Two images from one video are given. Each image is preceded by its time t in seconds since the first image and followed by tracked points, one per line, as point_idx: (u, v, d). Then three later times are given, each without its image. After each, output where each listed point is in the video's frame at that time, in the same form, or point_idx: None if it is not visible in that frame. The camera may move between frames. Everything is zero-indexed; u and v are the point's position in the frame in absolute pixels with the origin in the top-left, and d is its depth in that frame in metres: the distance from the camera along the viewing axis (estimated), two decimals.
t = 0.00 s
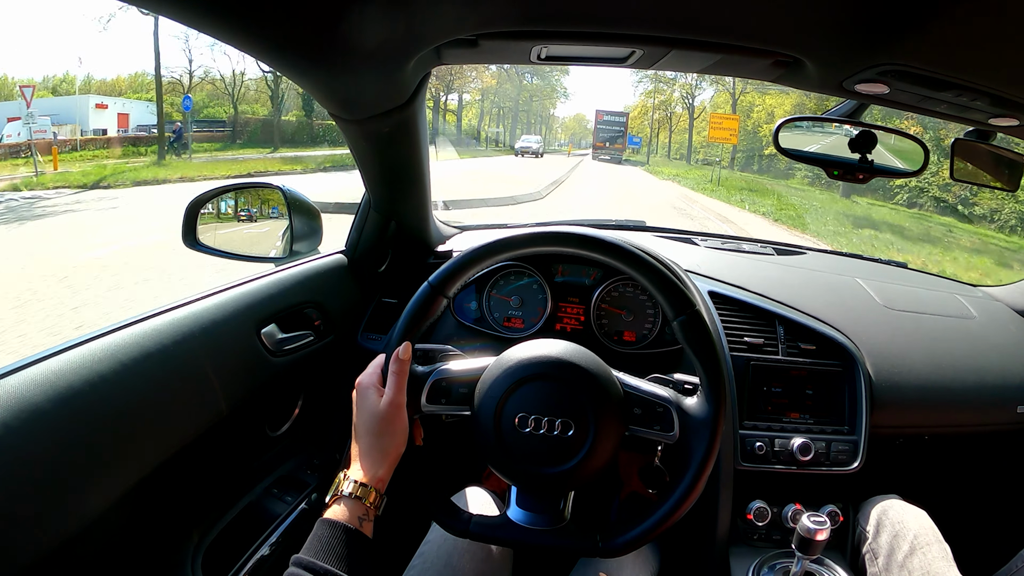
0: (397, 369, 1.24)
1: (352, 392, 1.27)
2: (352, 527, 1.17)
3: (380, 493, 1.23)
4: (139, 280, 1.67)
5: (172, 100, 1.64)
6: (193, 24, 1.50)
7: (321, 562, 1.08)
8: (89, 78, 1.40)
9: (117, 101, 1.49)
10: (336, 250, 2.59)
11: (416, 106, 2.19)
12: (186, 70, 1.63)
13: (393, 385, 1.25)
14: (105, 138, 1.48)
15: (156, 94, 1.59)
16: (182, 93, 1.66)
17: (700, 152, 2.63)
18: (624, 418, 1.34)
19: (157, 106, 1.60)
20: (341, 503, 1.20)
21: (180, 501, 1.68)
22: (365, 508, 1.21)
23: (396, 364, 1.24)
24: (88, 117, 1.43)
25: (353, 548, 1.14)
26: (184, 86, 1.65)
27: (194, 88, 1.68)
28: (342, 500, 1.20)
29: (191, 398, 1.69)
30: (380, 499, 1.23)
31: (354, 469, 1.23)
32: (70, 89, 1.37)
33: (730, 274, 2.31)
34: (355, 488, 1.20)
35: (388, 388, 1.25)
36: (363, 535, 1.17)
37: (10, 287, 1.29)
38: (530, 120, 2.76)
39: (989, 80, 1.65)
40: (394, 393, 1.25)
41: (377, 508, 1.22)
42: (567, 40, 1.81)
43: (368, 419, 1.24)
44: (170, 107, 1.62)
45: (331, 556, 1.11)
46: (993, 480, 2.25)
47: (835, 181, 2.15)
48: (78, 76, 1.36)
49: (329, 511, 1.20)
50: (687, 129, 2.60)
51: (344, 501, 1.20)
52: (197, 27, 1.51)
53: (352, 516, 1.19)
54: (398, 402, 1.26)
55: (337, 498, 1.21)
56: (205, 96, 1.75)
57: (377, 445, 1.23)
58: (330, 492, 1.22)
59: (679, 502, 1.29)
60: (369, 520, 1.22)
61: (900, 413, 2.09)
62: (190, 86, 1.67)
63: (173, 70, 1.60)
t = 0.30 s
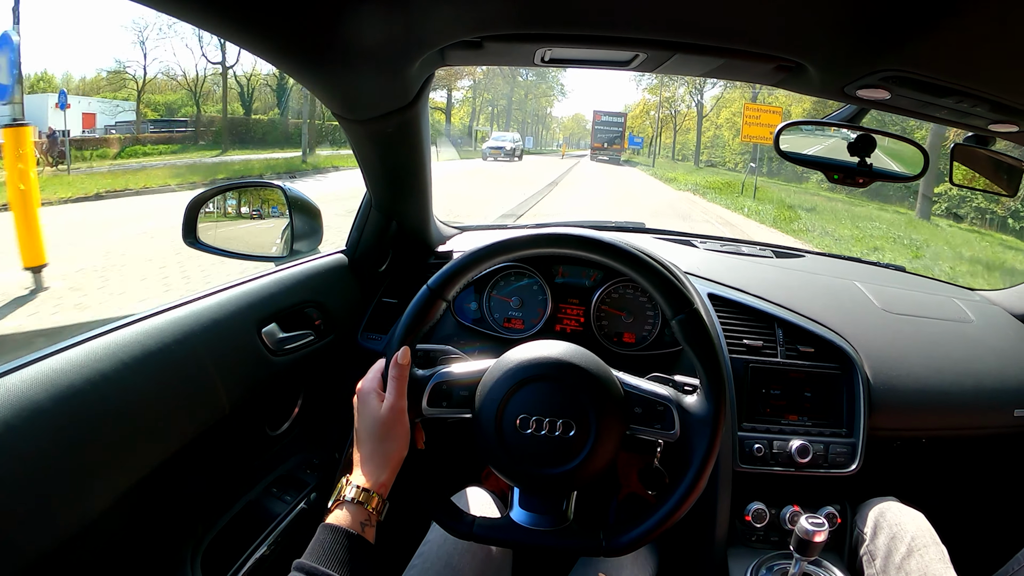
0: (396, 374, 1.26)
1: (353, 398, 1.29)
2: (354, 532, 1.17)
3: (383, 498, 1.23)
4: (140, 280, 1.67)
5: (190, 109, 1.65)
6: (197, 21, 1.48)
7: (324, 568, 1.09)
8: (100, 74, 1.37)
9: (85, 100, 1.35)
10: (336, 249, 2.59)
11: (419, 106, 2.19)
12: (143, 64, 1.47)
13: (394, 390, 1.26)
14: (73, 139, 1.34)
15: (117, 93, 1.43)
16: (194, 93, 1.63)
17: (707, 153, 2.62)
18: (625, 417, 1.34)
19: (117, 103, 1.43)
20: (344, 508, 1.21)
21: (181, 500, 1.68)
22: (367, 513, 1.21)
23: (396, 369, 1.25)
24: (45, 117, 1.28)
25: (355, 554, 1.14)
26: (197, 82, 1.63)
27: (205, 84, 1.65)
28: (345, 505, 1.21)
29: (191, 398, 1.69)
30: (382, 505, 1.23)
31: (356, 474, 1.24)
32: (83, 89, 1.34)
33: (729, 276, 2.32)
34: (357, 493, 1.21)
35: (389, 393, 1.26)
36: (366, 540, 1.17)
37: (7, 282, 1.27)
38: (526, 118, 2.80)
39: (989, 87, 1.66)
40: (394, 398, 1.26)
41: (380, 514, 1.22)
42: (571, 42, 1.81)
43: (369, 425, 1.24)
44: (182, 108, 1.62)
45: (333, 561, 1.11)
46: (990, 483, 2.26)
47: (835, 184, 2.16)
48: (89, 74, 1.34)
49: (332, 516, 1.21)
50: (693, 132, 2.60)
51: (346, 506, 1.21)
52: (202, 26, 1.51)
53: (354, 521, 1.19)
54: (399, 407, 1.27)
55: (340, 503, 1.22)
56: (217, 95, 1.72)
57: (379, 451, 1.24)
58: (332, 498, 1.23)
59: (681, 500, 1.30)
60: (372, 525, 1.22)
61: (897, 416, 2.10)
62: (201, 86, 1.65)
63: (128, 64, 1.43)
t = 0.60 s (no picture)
0: (388, 373, 1.26)
1: (347, 397, 1.29)
2: (347, 529, 1.17)
3: (375, 496, 1.23)
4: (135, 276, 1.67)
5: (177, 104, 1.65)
6: (189, 20, 1.49)
7: (316, 564, 1.10)
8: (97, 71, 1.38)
9: (36, 98, 1.26)
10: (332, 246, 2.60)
11: (413, 104, 2.19)
12: (87, 58, 1.35)
13: (386, 388, 1.26)
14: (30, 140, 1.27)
15: (55, 91, 1.31)
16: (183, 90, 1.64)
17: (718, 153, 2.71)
18: (617, 415, 1.35)
19: (54, 99, 1.30)
20: (336, 505, 1.21)
21: (175, 496, 1.68)
22: (360, 511, 1.21)
23: (387, 367, 1.25)
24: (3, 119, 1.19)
25: (346, 552, 1.15)
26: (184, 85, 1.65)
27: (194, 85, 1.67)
28: (338, 503, 1.21)
29: (185, 394, 1.70)
30: (375, 502, 1.23)
31: (349, 472, 1.24)
32: (76, 86, 1.35)
33: (723, 275, 2.32)
34: (350, 490, 1.21)
35: (381, 391, 1.26)
36: (359, 537, 1.18)
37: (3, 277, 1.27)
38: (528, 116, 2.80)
39: (983, 87, 1.67)
40: (386, 396, 1.26)
41: (372, 511, 1.22)
42: (565, 41, 1.81)
43: (362, 424, 1.25)
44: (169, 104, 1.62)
45: (325, 558, 1.12)
46: (984, 483, 2.26)
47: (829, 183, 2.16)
48: (69, 65, 1.32)
49: (324, 513, 1.21)
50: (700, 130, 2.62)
51: (339, 503, 1.21)
52: (196, 24, 1.52)
53: (346, 518, 1.19)
54: (391, 406, 1.27)
55: (333, 500, 1.22)
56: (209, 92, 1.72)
57: (372, 449, 1.25)
58: (325, 494, 1.23)
59: (673, 498, 1.30)
60: (365, 522, 1.22)
61: (891, 416, 2.11)
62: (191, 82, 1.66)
63: (68, 57, 1.31)
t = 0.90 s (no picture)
0: (387, 371, 1.26)
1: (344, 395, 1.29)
2: (345, 527, 1.18)
3: (373, 494, 1.24)
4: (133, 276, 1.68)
5: (172, 101, 1.64)
6: (182, 17, 1.47)
7: (314, 562, 1.10)
8: (86, 70, 1.37)
9: None
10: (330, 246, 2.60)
11: (411, 104, 2.20)
12: (26, 53, 1.19)
13: (384, 387, 1.26)
14: None
15: None
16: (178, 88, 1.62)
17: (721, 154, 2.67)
18: (614, 413, 1.36)
19: None
20: (335, 503, 1.22)
21: (174, 495, 1.69)
22: (358, 509, 1.22)
23: (386, 366, 1.26)
24: None
25: (345, 549, 1.16)
26: (180, 84, 1.63)
27: (189, 83, 1.64)
28: (336, 501, 1.22)
29: (183, 393, 1.70)
30: (373, 501, 1.24)
31: (347, 470, 1.25)
32: (67, 83, 1.33)
33: (720, 275, 2.33)
34: (348, 489, 1.22)
35: (379, 390, 1.26)
36: (356, 535, 1.19)
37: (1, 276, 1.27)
38: (525, 115, 2.79)
39: (979, 86, 1.67)
40: (385, 395, 1.26)
41: (370, 509, 1.23)
42: (562, 41, 1.81)
43: (360, 422, 1.26)
44: (164, 101, 1.60)
45: (324, 555, 1.13)
46: (980, 482, 2.27)
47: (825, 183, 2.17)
48: (61, 63, 1.30)
49: (323, 511, 1.22)
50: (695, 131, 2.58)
51: (337, 502, 1.21)
52: (193, 24, 1.52)
53: (345, 516, 1.20)
54: (388, 404, 1.27)
55: (331, 498, 1.22)
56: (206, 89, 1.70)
57: (370, 447, 1.25)
58: (324, 492, 1.24)
59: (670, 496, 1.30)
60: (362, 521, 1.23)
61: (888, 414, 2.11)
62: (188, 77, 1.64)
63: (4, 51, 1.15)
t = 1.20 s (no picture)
0: (386, 374, 1.24)
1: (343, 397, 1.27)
2: (343, 533, 1.16)
3: (373, 499, 1.22)
4: (127, 276, 1.64)
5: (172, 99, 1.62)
6: (178, 9, 1.43)
7: (312, 568, 1.08)
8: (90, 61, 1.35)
9: None
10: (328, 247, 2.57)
11: (411, 102, 2.18)
12: None
13: (383, 389, 1.24)
14: None
15: None
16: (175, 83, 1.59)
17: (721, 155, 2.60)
18: (617, 415, 1.33)
19: None
20: (333, 508, 1.19)
21: (170, 499, 1.66)
22: (357, 514, 1.20)
23: (386, 369, 1.23)
24: None
25: (344, 555, 1.13)
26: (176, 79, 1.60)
27: (185, 79, 1.61)
28: (335, 506, 1.19)
29: (179, 396, 1.67)
30: (372, 506, 1.22)
31: (345, 475, 1.23)
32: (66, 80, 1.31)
33: (722, 275, 2.31)
34: (347, 494, 1.19)
35: (379, 393, 1.24)
36: (355, 541, 1.16)
37: None
38: (520, 114, 2.75)
39: (985, 84, 1.66)
40: (384, 398, 1.24)
41: (369, 514, 1.21)
42: (565, 38, 1.79)
43: (359, 425, 1.23)
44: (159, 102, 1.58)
45: (323, 562, 1.10)
46: (983, 482, 2.26)
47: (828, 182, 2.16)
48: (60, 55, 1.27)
49: (321, 517, 1.19)
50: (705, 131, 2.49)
51: (336, 507, 1.19)
52: (194, 19, 1.49)
53: (343, 522, 1.18)
54: (388, 407, 1.25)
55: (329, 504, 1.20)
56: (203, 85, 1.66)
57: (369, 451, 1.23)
58: (323, 498, 1.22)
59: (675, 499, 1.28)
60: (361, 526, 1.20)
61: (891, 415, 2.10)
62: (186, 72, 1.60)
63: None
